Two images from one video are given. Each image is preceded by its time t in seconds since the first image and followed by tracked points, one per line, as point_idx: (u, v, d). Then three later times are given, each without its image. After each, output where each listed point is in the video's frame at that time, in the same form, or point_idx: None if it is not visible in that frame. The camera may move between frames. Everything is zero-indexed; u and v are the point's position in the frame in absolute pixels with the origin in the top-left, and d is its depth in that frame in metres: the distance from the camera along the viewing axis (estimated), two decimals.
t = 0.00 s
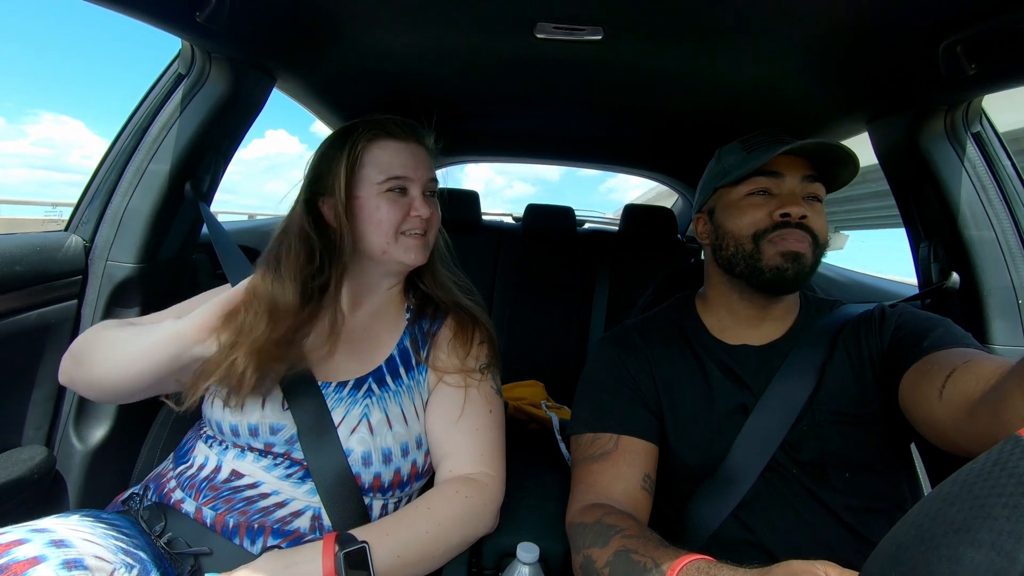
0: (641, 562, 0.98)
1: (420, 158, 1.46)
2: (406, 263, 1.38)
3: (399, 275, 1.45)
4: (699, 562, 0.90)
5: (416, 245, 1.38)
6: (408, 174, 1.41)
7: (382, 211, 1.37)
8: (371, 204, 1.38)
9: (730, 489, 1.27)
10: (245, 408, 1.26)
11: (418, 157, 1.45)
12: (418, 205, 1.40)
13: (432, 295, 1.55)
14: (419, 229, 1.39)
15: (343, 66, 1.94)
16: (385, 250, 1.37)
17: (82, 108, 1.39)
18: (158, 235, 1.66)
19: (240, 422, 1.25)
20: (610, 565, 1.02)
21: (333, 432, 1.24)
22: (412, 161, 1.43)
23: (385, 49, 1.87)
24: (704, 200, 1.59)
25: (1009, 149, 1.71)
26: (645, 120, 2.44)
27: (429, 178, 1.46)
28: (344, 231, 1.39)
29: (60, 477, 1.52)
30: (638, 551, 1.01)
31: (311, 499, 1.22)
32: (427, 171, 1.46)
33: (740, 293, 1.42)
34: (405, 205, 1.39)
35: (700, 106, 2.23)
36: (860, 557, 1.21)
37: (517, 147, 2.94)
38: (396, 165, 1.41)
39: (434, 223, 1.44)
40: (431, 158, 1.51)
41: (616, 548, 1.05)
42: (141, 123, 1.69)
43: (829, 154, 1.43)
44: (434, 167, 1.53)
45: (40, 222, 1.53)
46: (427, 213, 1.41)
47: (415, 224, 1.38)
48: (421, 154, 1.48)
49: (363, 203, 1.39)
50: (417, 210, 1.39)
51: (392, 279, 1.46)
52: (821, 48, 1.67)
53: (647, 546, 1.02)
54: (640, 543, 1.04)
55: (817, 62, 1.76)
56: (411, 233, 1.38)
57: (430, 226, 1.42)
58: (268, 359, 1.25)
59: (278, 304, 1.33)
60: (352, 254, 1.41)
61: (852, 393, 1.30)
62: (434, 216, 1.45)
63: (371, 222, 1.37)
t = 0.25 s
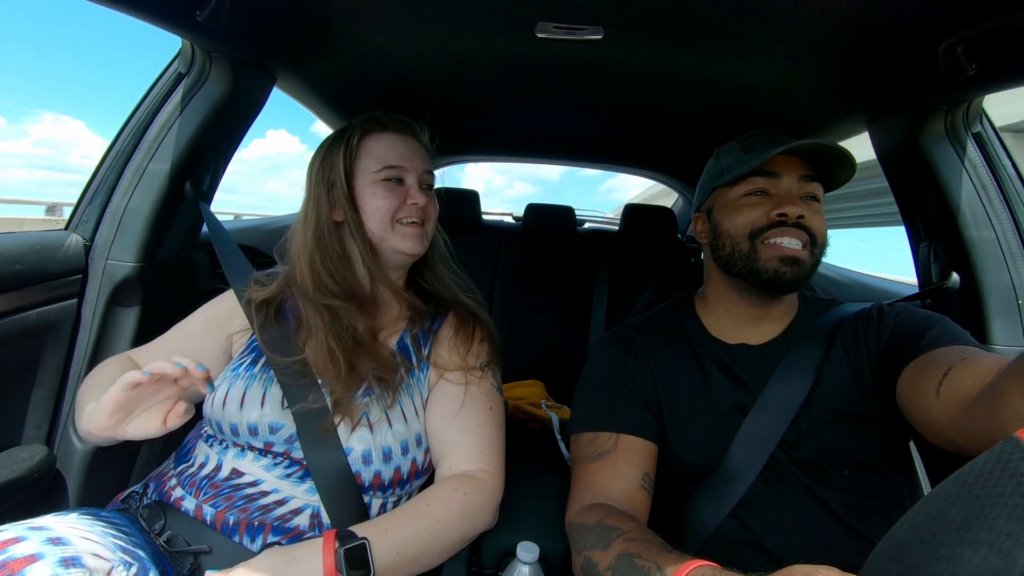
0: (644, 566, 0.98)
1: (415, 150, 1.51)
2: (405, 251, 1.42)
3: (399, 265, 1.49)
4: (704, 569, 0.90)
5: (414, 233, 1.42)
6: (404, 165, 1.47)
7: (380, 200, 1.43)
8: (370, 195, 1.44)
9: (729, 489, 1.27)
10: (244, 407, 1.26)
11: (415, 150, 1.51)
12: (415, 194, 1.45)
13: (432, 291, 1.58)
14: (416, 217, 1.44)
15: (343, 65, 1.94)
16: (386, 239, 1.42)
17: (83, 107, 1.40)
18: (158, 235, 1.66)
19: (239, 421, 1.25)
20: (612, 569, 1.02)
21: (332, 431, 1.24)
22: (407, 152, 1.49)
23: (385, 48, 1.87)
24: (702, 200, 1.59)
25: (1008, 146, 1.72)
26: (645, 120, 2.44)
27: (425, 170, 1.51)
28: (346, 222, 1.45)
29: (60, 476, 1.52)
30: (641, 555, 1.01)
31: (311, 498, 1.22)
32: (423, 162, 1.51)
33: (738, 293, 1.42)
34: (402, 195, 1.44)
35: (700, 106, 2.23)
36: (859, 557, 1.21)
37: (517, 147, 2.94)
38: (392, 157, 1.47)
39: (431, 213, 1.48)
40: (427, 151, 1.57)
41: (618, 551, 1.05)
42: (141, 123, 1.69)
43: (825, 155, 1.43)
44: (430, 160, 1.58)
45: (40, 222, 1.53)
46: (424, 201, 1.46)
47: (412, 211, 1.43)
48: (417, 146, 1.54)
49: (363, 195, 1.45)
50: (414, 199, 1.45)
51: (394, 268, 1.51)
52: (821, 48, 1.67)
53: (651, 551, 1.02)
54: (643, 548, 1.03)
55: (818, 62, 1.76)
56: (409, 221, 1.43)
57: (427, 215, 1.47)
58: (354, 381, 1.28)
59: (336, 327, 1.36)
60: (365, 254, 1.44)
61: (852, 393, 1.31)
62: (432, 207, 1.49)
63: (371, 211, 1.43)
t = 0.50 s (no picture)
0: (638, 560, 0.98)
1: (417, 149, 1.51)
2: (402, 247, 1.41)
3: (396, 263, 1.49)
4: (694, 560, 0.92)
5: (413, 230, 1.42)
6: (405, 162, 1.47)
7: (380, 196, 1.42)
8: (369, 191, 1.44)
9: (729, 488, 1.27)
10: (243, 405, 1.26)
11: (416, 148, 1.51)
12: (415, 191, 1.45)
13: (432, 290, 1.57)
14: (415, 215, 1.43)
15: (343, 64, 1.94)
16: (383, 235, 1.42)
17: (84, 108, 1.39)
18: (158, 233, 1.66)
19: (237, 419, 1.25)
20: (607, 563, 1.02)
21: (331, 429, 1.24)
22: (409, 150, 1.49)
23: (385, 47, 1.87)
24: (703, 198, 1.59)
25: (1008, 144, 1.72)
26: (645, 119, 2.44)
27: (426, 168, 1.51)
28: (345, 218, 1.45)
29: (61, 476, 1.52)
30: (635, 549, 1.02)
31: (309, 496, 1.22)
32: (424, 161, 1.51)
33: (739, 291, 1.42)
34: (402, 192, 1.44)
35: (700, 105, 2.23)
36: (859, 555, 1.21)
37: (517, 146, 2.94)
38: (393, 154, 1.47)
39: (431, 212, 1.48)
40: (428, 150, 1.57)
41: (613, 545, 1.05)
42: (141, 122, 1.68)
43: (828, 153, 1.43)
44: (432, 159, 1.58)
45: (40, 220, 1.54)
46: (423, 199, 1.46)
47: (411, 209, 1.43)
48: (419, 145, 1.54)
49: (363, 191, 1.45)
50: (414, 197, 1.44)
51: (392, 265, 1.51)
52: (821, 47, 1.67)
53: (644, 544, 1.02)
54: (638, 541, 1.04)
55: (818, 61, 1.76)
56: (408, 218, 1.42)
57: (427, 213, 1.46)
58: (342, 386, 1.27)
59: (326, 330, 1.36)
60: (359, 255, 1.44)
61: (851, 391, 1.31)
62: (432, 205, 1.49)
63: (370, 207, 1.43)
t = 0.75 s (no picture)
0: (639, 563, 0.98)
1: (419, 151, 1.51)
2: (402, 250, 1.41)
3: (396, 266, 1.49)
4: (695, 563, 0.92)
5: (413, 233, 1.42)
6: (407, 165, 1.47)
7: (382, 199, 1.43)
8: (371, 194, 1.44)
9: (729, 488, 1.28)
10: (243, 406, 1.26)
11: (418, 151, 1.51)
12: (417, 195, 1.45)
13: (432, 291, 1.57)
14: (416, 218, 1.43)
15: (343, 64, 1.94)
16: (384, 238, 1.42)
17: (85, 108, 1.40)
18: (158, 234, 1.66)
19: (237, 420, 1.25)
20: (609, 566, 1.02)
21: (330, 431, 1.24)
22: (411, 153, 1.49)
23: (385, 48, 1.87)
24: (704, 199, 1.59)
25: (1008, 144, 1.72)
26: (645, 119, 2.44)
27: (428, 171, 1.51)
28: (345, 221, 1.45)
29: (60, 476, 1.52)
30: (637, 552, 1.02)
31: (309, 498, 1.22)
32: (426, 164, 1.51)
33: (739, 292, 1.42)
34: (403, 195, 1.44)
35: (700, 105, 2.23)
36: (858, 556, 1.21)
37: (517, 146, 2.93)
38: (395, 157, 1.47)
39: (432, 215, 1.48)
40: (430, 153, 1.57)
41: (614, 548, 1.05)
42: (140, 122, 1.68)
43: (830, 155, 1.43)
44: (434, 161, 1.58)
45: (40, 220, 1.54)
46: (424, 202, 1.45)
47: (412, 212, 1.43)
48: (421, 147, 1.53)
49: (365, 193, 1.45)
50: (415, 200, 1.44)
51: (391, 268, 1.51)
52: (821, 47, 1.67)
53: (645, 547, 1.02)
54: (639, 544, 1.04)
55: (818, 61, 1.76)
56: (410, 221, 1.42)
57: (428, 216, 1.46)
58: (336, 389, 1.27)
59: (322, 334, 1.36)
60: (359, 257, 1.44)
61: (851, 392, 1.31)
62: (433, 208, 1.49)
63: (371, 210, 1.43)
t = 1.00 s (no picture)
0: (640, 568, 0.98)
1: (419, 157, 1.51)
2: (401, 256, 1.41)
3: (396, 272, 1.49)
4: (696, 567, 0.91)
5: (413, 239, 1.42)
6: (407, 171, 1.47)
7: (382, 205, 1.43)
8: (371, 199, 1.44)
9: (729, 492, 1.27)
10: (242, 411, 1.26)
11: (419, 156, 1.51)
12: (417, 201, 1.45)
13: (432, 296, 1.57)
14: (416, 224, 1.43)
15: (343, 68, 1.94)
16: (383, 244, 1.42)
17: (87, 108, 1.41)
18: (158, 238, 1.66)
19: (236, 425, 1.25)
20: (610, 571, 1.02)
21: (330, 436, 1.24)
22: (412, 159, 1.49)
23: (385, 51, 1.87)
24: (703, 203, 1.59)
25: (1009, 151, 1.71)
26: (645, 121, 2.44)
27: (428, 177, 1.51)
28: (345, 226, 1.46)
29: (60, 480, 1.52)
30: (637, 557, 1.01)
31: (309, 502, 1.22)
32: (427, 170, 1.51)
33: (739, 296, 1.42)
34: (404, 201, 1.44)
35: (700, 108, 2.23)
36: (859, 560, 1.21)
37: (517, 148, 2.94)
38: (396, 163, 1.47)
39: (432, 221, 1.48)
40: (431, 158, 1.57)
41: (615, 553, 1.05)
42: (141, 125, 1.68)
43: (828, 160, 1.43)
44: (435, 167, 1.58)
45: (40, 223, 1.53)
46: (425, 208, 1.45)
47: (412, 218, 1.43)
48: (422, 153, 1.53)
49: (365, 199, 1.45)
50: (415, 206, 1.44)
51: (390, 273, 1.50)
52: (821, 50, 1.68)
53: (647, 552, 1.02)
54: (640, 549, 1.04)
55: (818, 64, 1.76)
56: (410, 227, 1.42)
57: (428, 222, 1.46)
58: (332, 396, 1.27)
59: (320, 339, 1.36)
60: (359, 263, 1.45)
61: (851, 396, 1.31)
62: (433, 214, 1.48)
63: (371, 216, 1.43)
